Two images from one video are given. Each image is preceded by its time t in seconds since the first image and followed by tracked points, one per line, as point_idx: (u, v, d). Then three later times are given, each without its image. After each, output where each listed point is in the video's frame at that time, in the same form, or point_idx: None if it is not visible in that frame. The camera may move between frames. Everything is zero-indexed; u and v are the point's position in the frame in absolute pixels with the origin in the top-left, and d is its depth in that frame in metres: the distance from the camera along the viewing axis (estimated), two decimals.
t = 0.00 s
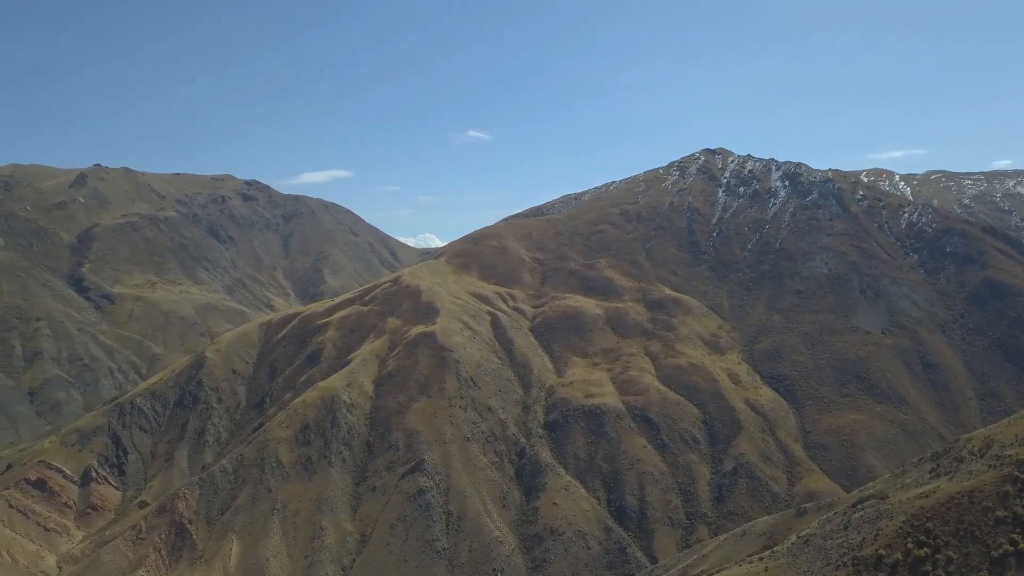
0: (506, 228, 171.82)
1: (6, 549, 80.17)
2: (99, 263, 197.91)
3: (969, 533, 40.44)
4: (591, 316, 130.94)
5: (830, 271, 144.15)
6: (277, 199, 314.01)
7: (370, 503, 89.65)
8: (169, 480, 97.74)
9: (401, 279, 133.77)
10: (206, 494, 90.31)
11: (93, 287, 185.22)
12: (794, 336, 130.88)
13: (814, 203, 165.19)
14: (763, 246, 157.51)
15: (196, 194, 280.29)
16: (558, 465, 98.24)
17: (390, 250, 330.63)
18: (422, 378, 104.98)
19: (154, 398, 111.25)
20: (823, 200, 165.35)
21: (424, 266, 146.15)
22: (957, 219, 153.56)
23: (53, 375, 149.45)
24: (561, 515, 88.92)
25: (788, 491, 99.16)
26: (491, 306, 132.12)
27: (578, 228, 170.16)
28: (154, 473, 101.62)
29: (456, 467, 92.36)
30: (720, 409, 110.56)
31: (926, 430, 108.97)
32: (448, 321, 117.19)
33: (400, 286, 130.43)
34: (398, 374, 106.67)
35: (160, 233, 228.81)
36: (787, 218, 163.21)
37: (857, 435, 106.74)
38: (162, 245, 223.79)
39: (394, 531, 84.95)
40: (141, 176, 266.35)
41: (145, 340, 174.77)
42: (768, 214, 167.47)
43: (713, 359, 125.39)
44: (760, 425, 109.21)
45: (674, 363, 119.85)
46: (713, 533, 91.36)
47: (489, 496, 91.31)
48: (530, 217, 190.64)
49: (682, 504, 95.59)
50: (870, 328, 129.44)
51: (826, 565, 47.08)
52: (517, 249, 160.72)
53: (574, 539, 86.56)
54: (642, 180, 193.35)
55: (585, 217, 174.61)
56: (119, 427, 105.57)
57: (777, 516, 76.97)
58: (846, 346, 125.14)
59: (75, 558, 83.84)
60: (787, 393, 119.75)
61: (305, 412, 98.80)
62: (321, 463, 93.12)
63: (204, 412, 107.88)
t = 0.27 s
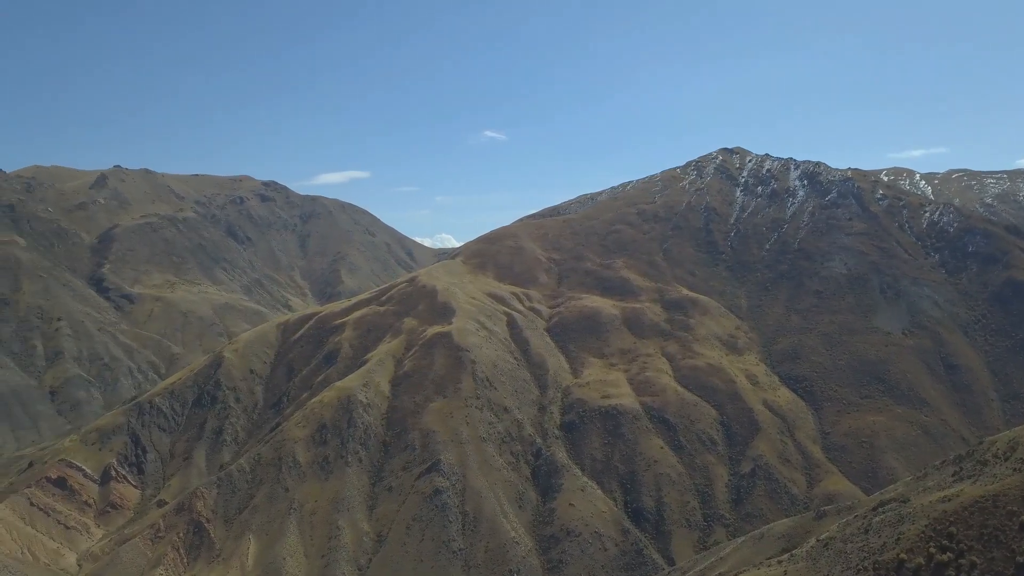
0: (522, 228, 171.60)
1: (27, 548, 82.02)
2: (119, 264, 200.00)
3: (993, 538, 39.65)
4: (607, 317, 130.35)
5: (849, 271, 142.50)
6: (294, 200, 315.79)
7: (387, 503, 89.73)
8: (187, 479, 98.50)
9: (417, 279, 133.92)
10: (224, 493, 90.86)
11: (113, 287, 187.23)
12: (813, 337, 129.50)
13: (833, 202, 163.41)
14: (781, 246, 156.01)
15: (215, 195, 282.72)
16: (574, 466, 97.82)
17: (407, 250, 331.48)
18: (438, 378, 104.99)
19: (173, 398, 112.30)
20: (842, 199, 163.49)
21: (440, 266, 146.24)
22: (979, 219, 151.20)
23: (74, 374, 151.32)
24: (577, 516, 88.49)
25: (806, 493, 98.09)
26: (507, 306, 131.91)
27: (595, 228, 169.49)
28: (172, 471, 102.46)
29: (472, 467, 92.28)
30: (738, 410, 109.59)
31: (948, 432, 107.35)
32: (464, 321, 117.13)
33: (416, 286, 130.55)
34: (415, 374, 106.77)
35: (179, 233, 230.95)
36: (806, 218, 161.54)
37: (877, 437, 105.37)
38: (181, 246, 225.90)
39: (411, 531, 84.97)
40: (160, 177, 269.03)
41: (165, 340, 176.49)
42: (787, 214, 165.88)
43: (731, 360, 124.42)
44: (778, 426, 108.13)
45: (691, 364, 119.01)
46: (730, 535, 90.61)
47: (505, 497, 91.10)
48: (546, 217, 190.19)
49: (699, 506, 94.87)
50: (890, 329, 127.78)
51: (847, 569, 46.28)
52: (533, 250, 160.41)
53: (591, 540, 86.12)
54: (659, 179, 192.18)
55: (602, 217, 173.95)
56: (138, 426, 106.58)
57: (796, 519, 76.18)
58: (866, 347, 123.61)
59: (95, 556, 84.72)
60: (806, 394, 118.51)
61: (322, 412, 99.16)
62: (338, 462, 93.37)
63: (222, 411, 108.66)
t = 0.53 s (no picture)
0: (538, 228, 171.29)
1: (47, 545, 83.96)
2: (138, 264, 201.98)
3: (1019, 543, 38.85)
4: (624, 317, 129.67)
5: (869, 271, 140.83)
6: (311, 200, 317.49)
7: (403, 503, 89.81)
8: (205, 478, 99.23)
9: (433, 279, 134.01)
10: (241, 492, 91.38)
11: (132, 287, 189.12)
12: (832, 338, 128.09)
13: (852, 201, 161.55)
14: (800, 245, 154.43)
15: (233, 196, 284.89)
16: (590, 467, 97.38)
17: (423, 250, 332.15)
18: (454, 378, 104.98)
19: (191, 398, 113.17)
20: (862, 198, 161.61)
21: (456, 266, 146.34)
22: (1002, 218, 148.79)
23: (94, 373, 153.00)
24: (593, 517, 88.08)
25: (825, 496, 97.03)
26: (523, 306, 131.67)
27: (611, 228, 168.77)
28: (190, 471, 103.22)
29: (488, 467, 92.18)
30: (755, 411, 108.59)
31: (970, 434, 105.70)
32: (479, 321, 117.04)
33: (432, 286, 130.66)
34: (431, 374, 106.82)
35: (198, 234, 232.94)
36: (825, 217, 159.84)
37: (898, 439, 104.03)
38: (199, 246, 227.85)
39: (427, 531, 84.97)
40: (179, 178, 271.46)
41: (183, 340, 177.99)
42: (805, 213, 164.24)
43: (748, 360, 123.38)
44: (796, 427, 107.02)
45: (708, 365, 118.11)
46: (748, 537, 89.81)
47: (521, 497, 90.88)
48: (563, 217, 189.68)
49: (716, 508, 94.09)
50: (911, 329, 126.08)
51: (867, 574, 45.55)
52: (549, 250, 160.06)
53: (608, 542, 85.65)
54: (675, 179, 191.02)
55: (618, 217, 173.18)
56: (157, 426, 107.49)
57: (815, 522, 75.41)
58: (886, 348, 122.04)
59: (114, 554, 85.53)
60: (825, 395, 117.20)
61: (338, 412, 99.48)
62: (354, 462, 93.58)
63: (240, 411, 109.32)
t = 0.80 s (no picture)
0: (554, 228, 170.90)
1: (67, 543, 84.76)
2: (157, 264, 203.94)
3: None
4: (640, 317, 128.95)
5: (889, 271, 139.10)
6: (329, 201, 319.10)
7: (419, 503, 89.85)
8: (223, 477, 99.91)
9: (449, 279, 134.05)
10: (258, 491, 91.88)
11: (152, 287, 191.04)
12: (852, 338, 126.61)
13: (872, 201, 159.62)
14: (819, 245, 152.80)
15: (251, 197, 286.99)
16: (607, 468, 96.90)
17: (440, 250, 332.71)
18: (470, 378, 104.91)
19: (209, 397, 114.08)
20: (882, 197, 159.65)
21: (472, 266, 146.34)
22: None
23: (114, 373, 154.67)
24: (610, 519, 87.63)
25: (845, 498, 95.88)
26: (539, 307, 131.37)
27: (627, 228, 168.00)
28: (209, 470, 103.97)
29: (504, 467, 92.02)
30: (773, 413, 107.54)
31: (993, 437, 103.98)
32: (495, 321, 116.93)
33: (448, 286, 130.71)
34: (447, 375, 106.85)
35: (216, 235, 234.87)
36: (844, 217, 158.07)
37: (919, 441, 102.57)
38: (217, 247, 229.73)
39: (442, 531, 84.94)
40: (198, 179, 273.84)
41: (201, 340, 179.47)
42: (824, 213, 162.51)
43: (767, 361, 122.27)
44: (815, 429, 105.84)
45: (726, 366, 117.16)
46: (767, 540, 88.94)
47: (537, 498, 90.62)
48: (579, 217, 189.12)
49: (734, 510, 93.26)
50: (932, 330, 124.31)
51: None
52: (565, 250, 159.62)
53: (624, 543, 85.14)
54: (693, 178, 189.76)
55: (634, 217, 172.37)
56: (176, 425, 108.42)
57: (835, 525, 74.52)
58: (907, 349, 120.40)
59: (134, 552, 86.33)
60: (844, 397, 115.85)
61: (355, 412, 99.77)
62: (370, 462, 93.76)
63: (257, 410, 109.99)
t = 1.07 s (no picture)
0: (570, 229, 170.42)
1: (86, 541, 85.51)
2: (176, 265, 205.75)
3: None
4: (657, 318, 128.19)
5: (910, 272, 137.35)
6: (345, 202, 320.54)
7: (435, 504, 89.83)
8: (240, 477, 100.48)
9: (465, 280, 134.00)
10: (275, 491, 92.31)
11: (170, 287, 192.68)
12: (872, 339, 125.08)
13: (892, 200, 157.69)
14: (838, 245, 151.17)
15: (268, 198, 288.85)
16: (623, 469, 96.39)
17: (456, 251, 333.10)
18: (486, 379, 104.78)
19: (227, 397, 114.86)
20: (902, 197, 157.68)
21: (488, 267, 146.27)
22: None
23: (133, 372, 156.16)
24: (626, 520, 87.14)
25: (864, 501, 94.68)
26: (555, 307, 131.02)
27: (644, 228, 167.17)
28: (226, 469, 104.63)
29: (520, 468, 91.81)
30: (792, 414, 106.42)
31: (1017, 440, 102.19)
32: (511, 321, 116.72)
33: (464, 287, 130.69)
34: (463, 375, 106.80)
35: (234, 235, 236.63)
36: (864, 217, 156.27)
37: (940, 443, 101.06)
38: (235, 247, 231.46)
39: (458, 532, 84.88)
40: (216, 180, 276.03)
41: (219, 340, 180.83)
42: (843, 213, 160.77)
43: (785, 362, 121.12)
44: (834, 431, 104.61)
45: (744, 367, 116.16)
46: (785, 543, 88.02)
47: (553, 499, 90.28)
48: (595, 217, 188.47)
49: (752, 512, 92.39)
50: (954, 331, 122.53)
51: None
52: (581, 250, 159.10)
53: (641, 545, 84.62)
54: (710, 178, 188.47)
55: (651, 217, 171.47)
56: (194, 424, 109.22)
57: (855, 528, 73.66)
58: (928, 350, 118.72)
59: (152, 551, 87.02)
60: (864, 398, 114.46)
61: (371, 412, 100.00)
62: (386, 462, 93.89)
63: (274, 410, 110.57)
